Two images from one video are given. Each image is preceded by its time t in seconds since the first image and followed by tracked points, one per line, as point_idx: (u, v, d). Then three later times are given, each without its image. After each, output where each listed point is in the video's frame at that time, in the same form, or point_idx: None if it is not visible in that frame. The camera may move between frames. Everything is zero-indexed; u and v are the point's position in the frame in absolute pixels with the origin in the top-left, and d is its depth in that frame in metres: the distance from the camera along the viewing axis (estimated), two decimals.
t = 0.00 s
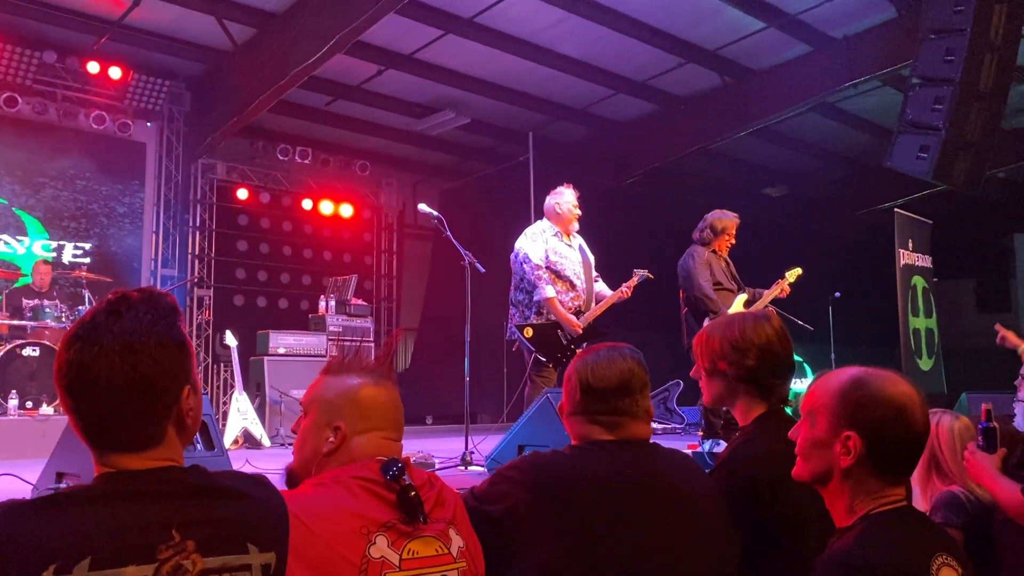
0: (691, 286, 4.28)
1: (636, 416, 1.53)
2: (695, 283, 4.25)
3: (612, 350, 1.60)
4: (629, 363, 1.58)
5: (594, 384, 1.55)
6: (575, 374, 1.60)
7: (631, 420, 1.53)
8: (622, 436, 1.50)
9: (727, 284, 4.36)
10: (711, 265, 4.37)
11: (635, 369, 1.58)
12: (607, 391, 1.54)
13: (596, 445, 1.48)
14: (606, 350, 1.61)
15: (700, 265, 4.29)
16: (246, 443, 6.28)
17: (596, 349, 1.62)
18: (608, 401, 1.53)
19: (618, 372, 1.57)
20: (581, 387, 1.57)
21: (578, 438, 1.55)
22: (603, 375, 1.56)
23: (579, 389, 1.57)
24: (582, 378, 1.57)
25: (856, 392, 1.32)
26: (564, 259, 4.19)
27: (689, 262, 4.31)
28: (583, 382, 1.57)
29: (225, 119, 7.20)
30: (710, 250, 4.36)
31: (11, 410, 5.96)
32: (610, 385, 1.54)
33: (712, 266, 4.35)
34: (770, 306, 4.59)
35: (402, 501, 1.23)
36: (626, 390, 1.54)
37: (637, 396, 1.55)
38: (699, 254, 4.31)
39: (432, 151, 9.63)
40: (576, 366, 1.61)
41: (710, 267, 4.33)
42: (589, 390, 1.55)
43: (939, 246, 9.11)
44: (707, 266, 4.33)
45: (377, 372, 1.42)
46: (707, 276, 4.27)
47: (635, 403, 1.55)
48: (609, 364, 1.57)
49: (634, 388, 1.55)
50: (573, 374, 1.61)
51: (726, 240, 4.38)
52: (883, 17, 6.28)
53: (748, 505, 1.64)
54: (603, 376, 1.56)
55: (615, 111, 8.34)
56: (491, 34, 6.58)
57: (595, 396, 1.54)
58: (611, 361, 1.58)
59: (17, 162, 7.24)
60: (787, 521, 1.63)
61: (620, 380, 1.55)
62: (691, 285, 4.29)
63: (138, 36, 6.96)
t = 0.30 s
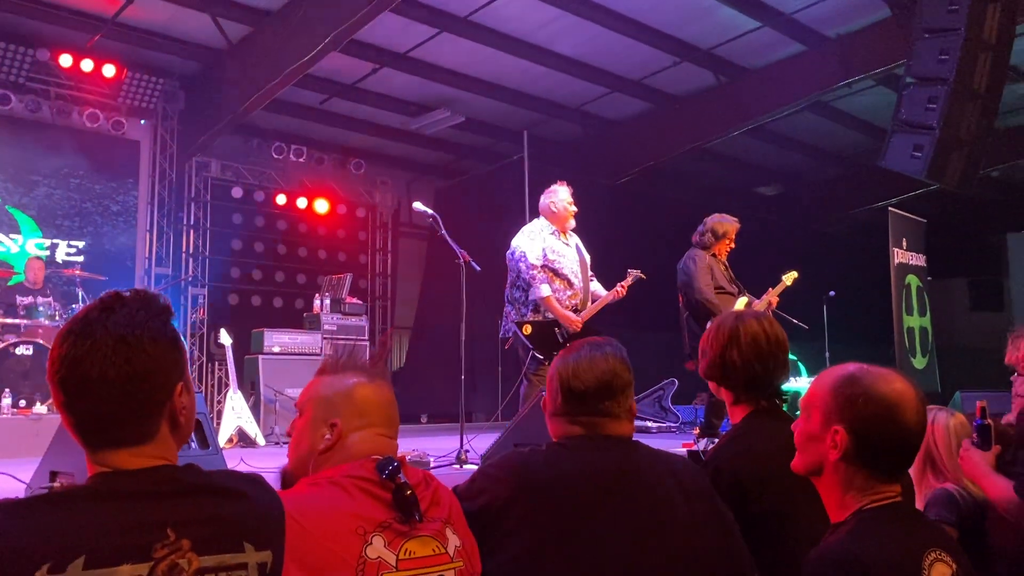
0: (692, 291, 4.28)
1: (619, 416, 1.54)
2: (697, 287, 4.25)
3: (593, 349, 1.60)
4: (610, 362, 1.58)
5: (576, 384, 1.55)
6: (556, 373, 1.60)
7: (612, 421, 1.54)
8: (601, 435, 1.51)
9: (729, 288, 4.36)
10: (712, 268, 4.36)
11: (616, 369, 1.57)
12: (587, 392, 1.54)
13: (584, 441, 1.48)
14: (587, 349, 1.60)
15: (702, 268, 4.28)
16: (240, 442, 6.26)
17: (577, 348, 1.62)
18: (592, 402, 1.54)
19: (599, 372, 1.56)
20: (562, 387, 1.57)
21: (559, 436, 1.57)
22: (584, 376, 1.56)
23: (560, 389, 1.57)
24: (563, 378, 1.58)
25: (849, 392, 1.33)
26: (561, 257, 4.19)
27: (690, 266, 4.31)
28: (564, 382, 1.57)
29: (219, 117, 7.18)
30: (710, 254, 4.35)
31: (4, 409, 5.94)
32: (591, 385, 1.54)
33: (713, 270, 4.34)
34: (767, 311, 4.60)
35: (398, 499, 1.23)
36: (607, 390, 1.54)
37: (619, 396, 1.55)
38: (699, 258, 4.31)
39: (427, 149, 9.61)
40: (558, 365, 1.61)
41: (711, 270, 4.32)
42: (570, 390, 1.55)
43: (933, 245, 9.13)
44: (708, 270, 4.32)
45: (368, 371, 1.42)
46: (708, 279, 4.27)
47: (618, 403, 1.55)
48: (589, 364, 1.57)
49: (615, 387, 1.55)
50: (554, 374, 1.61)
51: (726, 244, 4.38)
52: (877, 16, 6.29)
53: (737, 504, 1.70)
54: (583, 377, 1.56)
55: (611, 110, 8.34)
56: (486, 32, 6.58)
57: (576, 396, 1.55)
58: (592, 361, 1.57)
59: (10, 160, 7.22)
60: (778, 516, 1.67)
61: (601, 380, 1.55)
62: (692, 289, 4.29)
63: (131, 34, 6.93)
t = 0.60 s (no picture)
0: (690, 293, 4.29)
1: (615, 414, 1.54)
2: (695, 290, 4.26)
3: (589, 347, 1.59)
4: (607, 360, 1.57)
5: (572, 383, 1.55)
6: (552, 372, 1.59)
7: (609, 418, 1.54)
8: (599, 434, 1.51)
9: (727, 289, 4.37)
10: (710, 270, 4.36)
11: (613, 366, 1.57)
12: (584, 390, 1.54)
13: (581, 441, 1.48)
14: (584, 346, 1.59)
15: (699, 270, 4.28)
16: (236, 440, 6.26)
17: (574, 345, 1.60)
18: (587, 399, 1.54)
19: (596, 370, 1.56)
20: (559, 387, 1.56)
21: (556, 434, 1.56)
22: (580, 374, 1.55)
23: (556, 388, 1.57)
24: (560, 376, 1.57)
25: (849, 390, 1.33)
26: (558, 256, 4.19)
27: (688, 268, 4.31)
28: (559, 378, 1.57)
29: (215, 115, 7.16)
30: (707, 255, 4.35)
31: None
32: (588, 384, 1.54)
33: (711, 271, 4.35)
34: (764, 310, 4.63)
35: (398, 498, 1.23)
36: (603, 388, 1.54)
37: (615, 393, 1.55)
38: (697, 260, 4.31)
39: (423, 147, 9.59)
40: (553, 362, 1.60)
41: (708, 271, 4.33)
42: (566, 388, 1.55)
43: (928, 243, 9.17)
44: (706, 271, 4.33)
45: (363, 370, 1.42)
46: (705, 280, 4.28)
47: (615, 401, 1.55)
48: (586, 362, 1.56)
49: (612, 386, 1.55)
50: (550, 373, 1.60)
51: (722, 244, 4.38)
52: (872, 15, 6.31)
53: (732, 501, 1.70)
54: (579, 375, 1.56)
55: (606, 108, 8.34)
56: (482, 31, 6.58)
57: (574, 394, 1.54)
58: (589, 358, 1.57)
59: (4, 157, 7.18)
60: (772, 511, 1.68)
61: (597, 378, 1.55)
62: (690, 292, 4.30)
63: (126, 32, 6.91)
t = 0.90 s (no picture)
0: (689, 292, 4.30)
1: (616, 412, 1.55)
2: (695, 289, 4.27)
3: (587, 345, 1.59)
4: (606, 358, 1.57)
5: (571, 382, 1.55)
6: (550, 370, 1.59)
7: (609, 417, 1.54)
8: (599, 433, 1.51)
9: (726, 288, 4.37)
10: (710, 269, 4.36)
11: (612, 365, 1.57)
12: (585, 389, 1.54)
13: (580, 440, 1.48)
14: (583, 345, 1.59)
15: (699, 269, 4.28)
16: (233, 438, 6.25)
17: (573, 344, 1.60)
18: (587, 397, 1.54)
19: (595, 369, 1.56)
20: (557, 385, 1.56)
21: (555, 433, 1.56)
22: (579, 372, 1.55)
23: (555, 387, 1.57)
24: (558, 375, 1.57)
25: (849, 389, 1.34)
26: (558, 254, 4.19)
27: (687, 267, 4.31)
28: (558, 376, 1.57)
29: (211, 113, 7.14)
30: (707, 254, 4.35)
31: None
32: (587, 382, 1.54)
33: (711, 270, 4.35)
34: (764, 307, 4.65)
35: (396, 497, 1.23)
36: (604, 387, 1.55)
37: (615, 392, 1.56)
38: (696, 259, 4.31)
39: (420, 145, 9.57)
40: (552, 360, 1.60)
41: (707, 270, 4.33)
42: (566, 387, 1.55)
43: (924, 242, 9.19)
44: (705, 270, 4.32)
45: (359, 369, 1.41)
46: (705, 279, 4.29)
47: (614, 400, 1.56)
48: (585, 361, 1.56)
49: (611, 384, 1.56)
50: (549, 371, 1.60)
51: (721, 242, 4.38)
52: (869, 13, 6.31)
53: (729, 500, 1.70)
54: (579, 374, 1.55)
55: (604, 106, 8.34)
56: (479, 28, 6.57)
57: (574, 393, 1.54)
58: (589, 357, 1.57)
59: None
60: (769, 508, 1.68)
61: (597, 377, 1.55)
62: (689, 291, 4.30)
63: (121, 28, 6.88)
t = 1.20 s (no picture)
0: (688, 288, 4.30)
1: (620, 407, 1.55)
2: (694, 285, 4.27)
3: (595, 341, 1.59)
4: (612, 354, 1.57)
5: (577, 376, 1.55)
6: (558, 364, 1.59)
7: (613, 412, 1.54)
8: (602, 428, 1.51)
9: (725, 284, 4.37)
10: (709, 265, 4.36)
11: (618, 360, 1.57)
12: (589, 383, 1.54)
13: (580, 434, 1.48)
14: (590, 340, 1.59)
15: (699, 266, 4.29)
16: (230, 433, 6.25)
17: (580, 339, 1.60)
18: (591, 391, 1.54)
19: (602, 364, 1.56)
20: (563, 379, 1.56)
21: (562, 427, 1.57)
22: (585, 366, 1.55)
23: (561, 381, 1.57)
24: (565, 369, 1.57)
25: (847, 382, 1.34)
26: (573, 254, 4.16)
27: (686, 263, 4.32)
28: (564, 370, 1.57)
29: (208, 107, 7.12)
30: (706, 250, 4.35)
31: None
32: (592, 376, 1.54)
33: (710, 266, 4.35)
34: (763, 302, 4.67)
35: (393, 491, 1.23)
36: (609, 381, 1.54)
37: (620, 387, 1.55)
38: (696, 256, 4.32)
39: (417, 140, 9.56)
40: (558, 354, 1.60)
41: (706, 268, 4.33)
42: (572, 381, 1.55)
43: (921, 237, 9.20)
44: (704, 266, 4.33)
45: (364, 364, 1.41)
46: (704, 276, 4.29)
47: (619, 394, 1.55)
48: (592, 355, 1.56)
49: (617, 379, 1.55)
50: (556, 365, 1.60)
51: (720, 239, 4.38)
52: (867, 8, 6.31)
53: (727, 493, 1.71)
54: (584, 368, 1.55)
55: (600, 101, 8.34)
56: (476, 23, 6.56)
57: (579, 388, 1.54)
58: (595, 353, 1.57)
59: None
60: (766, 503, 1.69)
61: (602, 372, 1.55)
62: (689, 287, 4.30)
63: (117, 21, 6.87)
